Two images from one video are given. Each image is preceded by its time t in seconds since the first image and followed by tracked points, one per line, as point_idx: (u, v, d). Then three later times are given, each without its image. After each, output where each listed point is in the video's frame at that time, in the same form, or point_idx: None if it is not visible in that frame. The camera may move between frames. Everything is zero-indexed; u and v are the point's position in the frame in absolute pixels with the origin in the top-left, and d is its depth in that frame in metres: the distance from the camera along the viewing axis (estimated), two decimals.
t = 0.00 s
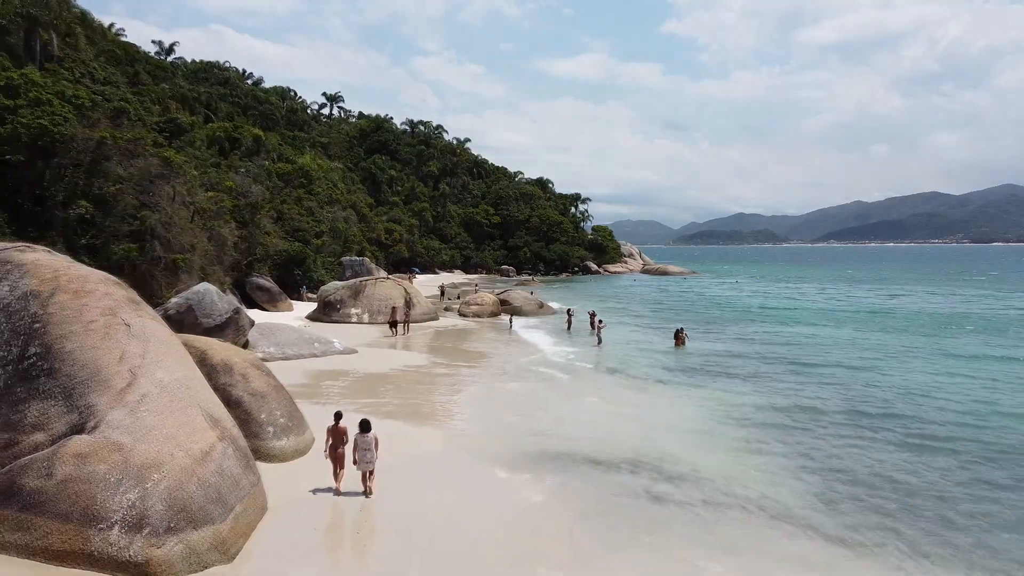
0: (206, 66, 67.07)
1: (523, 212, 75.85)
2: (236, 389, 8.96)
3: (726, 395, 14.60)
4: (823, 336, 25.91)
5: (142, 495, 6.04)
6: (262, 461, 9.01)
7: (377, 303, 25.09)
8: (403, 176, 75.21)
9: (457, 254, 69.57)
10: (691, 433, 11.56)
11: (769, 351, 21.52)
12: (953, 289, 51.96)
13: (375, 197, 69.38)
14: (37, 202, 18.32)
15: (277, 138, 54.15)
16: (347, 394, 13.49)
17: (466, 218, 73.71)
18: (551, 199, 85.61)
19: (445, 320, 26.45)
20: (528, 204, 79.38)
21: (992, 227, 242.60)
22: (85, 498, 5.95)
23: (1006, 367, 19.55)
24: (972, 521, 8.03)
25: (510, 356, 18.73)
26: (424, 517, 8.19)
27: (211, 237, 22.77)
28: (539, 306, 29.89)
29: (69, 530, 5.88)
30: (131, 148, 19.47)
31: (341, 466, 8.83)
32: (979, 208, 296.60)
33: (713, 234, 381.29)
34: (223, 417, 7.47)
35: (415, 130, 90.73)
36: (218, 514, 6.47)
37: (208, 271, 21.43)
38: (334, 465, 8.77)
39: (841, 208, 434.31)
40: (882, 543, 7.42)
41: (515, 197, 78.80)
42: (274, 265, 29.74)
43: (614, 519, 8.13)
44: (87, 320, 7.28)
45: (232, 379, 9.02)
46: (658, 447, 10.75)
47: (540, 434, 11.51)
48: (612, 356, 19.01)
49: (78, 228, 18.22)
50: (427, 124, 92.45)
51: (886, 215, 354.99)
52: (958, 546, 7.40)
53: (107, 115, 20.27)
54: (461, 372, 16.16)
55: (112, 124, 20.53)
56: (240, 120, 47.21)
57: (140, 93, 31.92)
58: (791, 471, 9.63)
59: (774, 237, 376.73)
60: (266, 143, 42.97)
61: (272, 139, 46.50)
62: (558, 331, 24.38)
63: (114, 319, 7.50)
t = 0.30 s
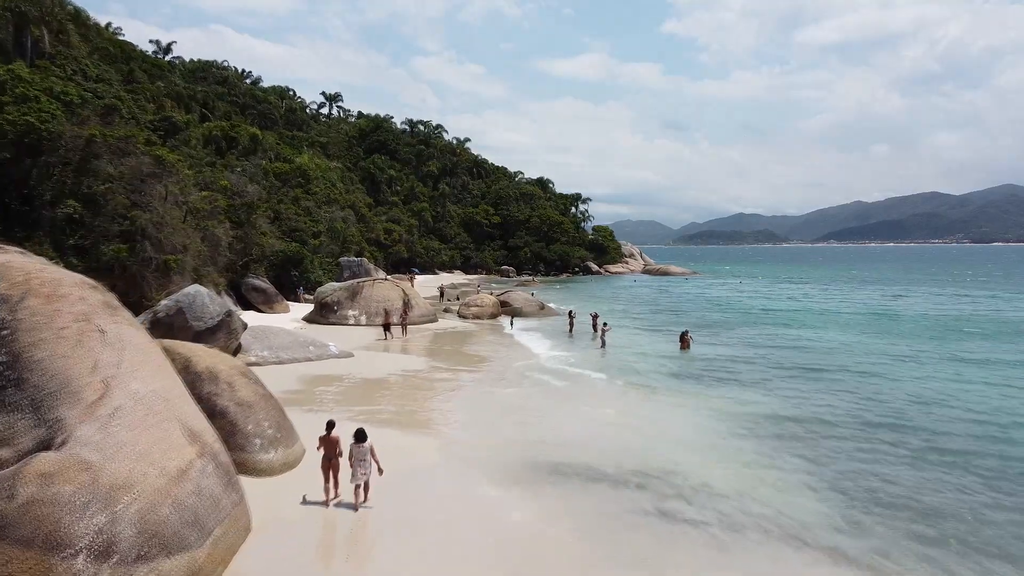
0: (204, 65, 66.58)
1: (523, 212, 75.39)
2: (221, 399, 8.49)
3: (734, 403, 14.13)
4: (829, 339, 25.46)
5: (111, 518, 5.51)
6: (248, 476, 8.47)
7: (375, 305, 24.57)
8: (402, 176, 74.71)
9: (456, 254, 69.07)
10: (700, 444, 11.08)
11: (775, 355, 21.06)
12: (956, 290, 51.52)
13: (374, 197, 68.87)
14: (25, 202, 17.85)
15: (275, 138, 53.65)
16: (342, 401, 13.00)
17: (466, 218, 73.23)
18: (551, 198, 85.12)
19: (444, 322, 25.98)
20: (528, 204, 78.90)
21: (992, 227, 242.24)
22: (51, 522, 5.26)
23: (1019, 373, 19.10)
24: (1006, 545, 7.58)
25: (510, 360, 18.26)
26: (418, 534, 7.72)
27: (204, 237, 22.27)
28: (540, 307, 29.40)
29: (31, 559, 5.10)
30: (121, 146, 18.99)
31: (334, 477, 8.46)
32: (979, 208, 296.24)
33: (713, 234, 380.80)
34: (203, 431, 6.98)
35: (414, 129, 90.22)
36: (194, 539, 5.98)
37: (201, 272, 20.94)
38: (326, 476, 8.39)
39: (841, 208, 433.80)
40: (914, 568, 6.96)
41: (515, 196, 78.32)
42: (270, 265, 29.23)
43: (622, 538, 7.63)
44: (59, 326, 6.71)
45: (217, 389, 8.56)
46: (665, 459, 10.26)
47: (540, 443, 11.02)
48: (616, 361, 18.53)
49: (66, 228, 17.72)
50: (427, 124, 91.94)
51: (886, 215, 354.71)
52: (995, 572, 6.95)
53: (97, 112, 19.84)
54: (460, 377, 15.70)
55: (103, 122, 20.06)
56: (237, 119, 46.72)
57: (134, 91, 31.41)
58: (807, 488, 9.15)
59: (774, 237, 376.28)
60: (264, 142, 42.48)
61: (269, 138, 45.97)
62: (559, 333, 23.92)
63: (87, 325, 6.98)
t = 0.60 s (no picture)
0: (203, 63, 66.13)
1: (524, 213, 74.94)
2: (207, 410, 8.03)
3: (743, 411, 13.66)
4: (835, 342, 25.04)
5: (76, 547, 5.00)
6: (234, 492, 7.95)
7: (373, 307, 24.09)
8: (402, 176, 74.24)
9: (457, 254, 68.57)
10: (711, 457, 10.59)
11: (782, 360, 20.60)
12: (961, 292, 51.06)
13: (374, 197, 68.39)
14: (12, 201, 17.39)
15: (273, 137, 53.21)
16: (337, 408, 12.54)
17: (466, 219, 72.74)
18: (552, 199, 84.64)
19: (443, 325, 25.52)
20: (528, 204, 78.44)
21: (993, 228, 241.88)
22: (7, 550, 4.75)
23: None
24: None
25: (511, 365, 17.80)
26: (416, 552, 7.28)
27: (198, 238, 21.84)
28: (542, 309, 28.94)
29: None
30: (112, 144, 18.56)
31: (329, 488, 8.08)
32: (980, 208, 295.82)
33: (714, 234, 380.38)
34: (182, 446, 6.49)
35: (414, 129, 89.82)
36: (168, 567, 5.50)
37: (195, 273, 20.50)
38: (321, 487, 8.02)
39: (841, 208, 433.43)
40: None
41: (515, 197, 77.86)
42: (266, 266, 28.73)
43: (635, 562, 7.12)
44: (28, 334, 6.23)
45: (202, 399, 8.10)
46: (675, 473, 9.78)
47: (543, 455, 10.50)
48: (620, 365, 18.09)
49: (54, 228, 17.26)
50: (427, 123, 91.47)
51: (887, 216, 354.15)
52: None
53: (87, 110, 19.46)
54: (460, 383, 15.24)
55: (93, 119, 19.66)
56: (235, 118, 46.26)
57: (129, 90, 30.96)
58: (827, 507, 8.67)
59: (774, 237, 375.77)
60: (262, 142, 41.98)
61: (267, 138, 45.51)
62: (561, 336, 23.46)
63: (59, 332, 6.48)
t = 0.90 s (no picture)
0: (201, 62, 65.67)
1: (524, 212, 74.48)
2: (190, 420, 7.58)
3: (753, 420, 13.17)
4: (842, 344, 24.58)
5: None
6: (217, 508, 7.49)
7: (371, 308, 23.62)
8: (402, 176, 73.79)
9: (456, 254, 68.10)
10: (722, 470, 10.09)
11: (789, 364, 20.12)
12: (965, 292, 50.58)
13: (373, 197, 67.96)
14: None
15: (272, 137, 52.73)
16: (331, 416, 12.06)
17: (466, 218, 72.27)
18: (552, 198, 84.18)
19: (443, 327, 25.04)
20: (529, 204, 77.97)
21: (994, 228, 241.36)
22: None
23: None
24: None
25: (512, 368, 17.31)
26: (412, 564, 6.90)
27: (192, 237, 21.40)
28: (543, 310, 28.47)
29: None
30: (102, 142, 18.10)
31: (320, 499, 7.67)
32: (981, 208, 295.22)
33: (714, 235, 379.92)
34: (159, 462, 5.98)
35: (414, 128, 89.39)
36: None
37: (188, 274, 20.04)
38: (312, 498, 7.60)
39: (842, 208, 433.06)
40: None
41: (516, 196, 77.39)
42: (263, 266, 28.26)
43: None
44: None
45: (185, 409, 7.65)
46: (686, 487, 9.30)
47: (544, 467, 9.97)
48: (623, 369, 17.63)
49: (43, 228, 16.80)
50: (427, 123, 90.98)
51: (887, 216, 353.63)
52: None
53: (77, 106, 19.00)
54: (459, 388, 14.76)
55: (83, 116, 19.21)
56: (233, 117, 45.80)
57: (123, 87, 30.47)
58: (849, 527, 8.19)
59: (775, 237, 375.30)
60: (259, 141, 41.50)
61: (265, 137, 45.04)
62: (562, 338, 22.98)
63: (26, 339, 5.95)
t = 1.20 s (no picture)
0: (200, 61, 65.34)
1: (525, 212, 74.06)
2: (174, 430, 7.17)
3: (763, 427, 12.73)
4: (849, 346, 24.15)
5: None
6: (201, 525, 6.99)
7: (369, 310, 23.19)
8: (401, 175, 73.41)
9: (457, 254, 67.70)
10: (732, 483, 9.66)
11: (797, 367, 19.67)
12: (972, 292, 50.03)
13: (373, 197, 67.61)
14: None
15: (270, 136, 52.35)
16: (325, 422, 11.64)
17: (466, 218, 71.86)
18: (553, 198, 83.76)
19: (443, 328, 24.63)
20: (530, 203, 77.55)
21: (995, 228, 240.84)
22: None
23: None
24: None
25: (513, 372, 16.89)
26: None
27: (186, 237, 21.02)
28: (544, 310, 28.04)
29: None
30: (93, 140, 17.70)
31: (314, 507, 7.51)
32: (983, 207, 294.59)
33: (715, 235, 379.56)
34: (134, 479, 5.57)
35: (415, 128, 89.01)
36: None
37: (182, 275, 19.64)
38: (305, 506, 7.44)
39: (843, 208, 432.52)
40: None
41: (516, 196, 76.98)
42: (260, 266, 27.84)
43: None
44: None
45: (168, 419, 7.24)
46: (696, 502, 8.86)
47: (547, 480, 9.52)
48: (626, 373, 17.21)
49: (32, 228, 16.38)
50: (426, 121, 90.54)
51: (888, 215, 353.09)
52: None
53: (67, 103, 18.60)
54: (456, 393, 14.34)
55: (74, 113, 18.81)
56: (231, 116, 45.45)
57: (118, 86, 30.09)
58: (871, 548, 7.76)
59: (775, 237, 374.81)
60: (257, 140, 41.09)
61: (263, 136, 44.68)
62: (564, 340, 22.57)
63: None
